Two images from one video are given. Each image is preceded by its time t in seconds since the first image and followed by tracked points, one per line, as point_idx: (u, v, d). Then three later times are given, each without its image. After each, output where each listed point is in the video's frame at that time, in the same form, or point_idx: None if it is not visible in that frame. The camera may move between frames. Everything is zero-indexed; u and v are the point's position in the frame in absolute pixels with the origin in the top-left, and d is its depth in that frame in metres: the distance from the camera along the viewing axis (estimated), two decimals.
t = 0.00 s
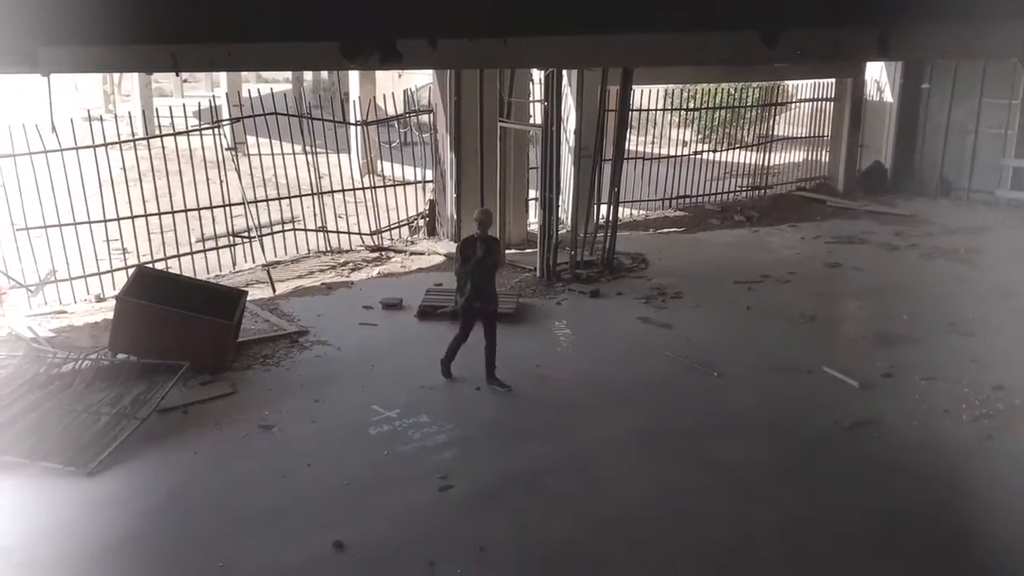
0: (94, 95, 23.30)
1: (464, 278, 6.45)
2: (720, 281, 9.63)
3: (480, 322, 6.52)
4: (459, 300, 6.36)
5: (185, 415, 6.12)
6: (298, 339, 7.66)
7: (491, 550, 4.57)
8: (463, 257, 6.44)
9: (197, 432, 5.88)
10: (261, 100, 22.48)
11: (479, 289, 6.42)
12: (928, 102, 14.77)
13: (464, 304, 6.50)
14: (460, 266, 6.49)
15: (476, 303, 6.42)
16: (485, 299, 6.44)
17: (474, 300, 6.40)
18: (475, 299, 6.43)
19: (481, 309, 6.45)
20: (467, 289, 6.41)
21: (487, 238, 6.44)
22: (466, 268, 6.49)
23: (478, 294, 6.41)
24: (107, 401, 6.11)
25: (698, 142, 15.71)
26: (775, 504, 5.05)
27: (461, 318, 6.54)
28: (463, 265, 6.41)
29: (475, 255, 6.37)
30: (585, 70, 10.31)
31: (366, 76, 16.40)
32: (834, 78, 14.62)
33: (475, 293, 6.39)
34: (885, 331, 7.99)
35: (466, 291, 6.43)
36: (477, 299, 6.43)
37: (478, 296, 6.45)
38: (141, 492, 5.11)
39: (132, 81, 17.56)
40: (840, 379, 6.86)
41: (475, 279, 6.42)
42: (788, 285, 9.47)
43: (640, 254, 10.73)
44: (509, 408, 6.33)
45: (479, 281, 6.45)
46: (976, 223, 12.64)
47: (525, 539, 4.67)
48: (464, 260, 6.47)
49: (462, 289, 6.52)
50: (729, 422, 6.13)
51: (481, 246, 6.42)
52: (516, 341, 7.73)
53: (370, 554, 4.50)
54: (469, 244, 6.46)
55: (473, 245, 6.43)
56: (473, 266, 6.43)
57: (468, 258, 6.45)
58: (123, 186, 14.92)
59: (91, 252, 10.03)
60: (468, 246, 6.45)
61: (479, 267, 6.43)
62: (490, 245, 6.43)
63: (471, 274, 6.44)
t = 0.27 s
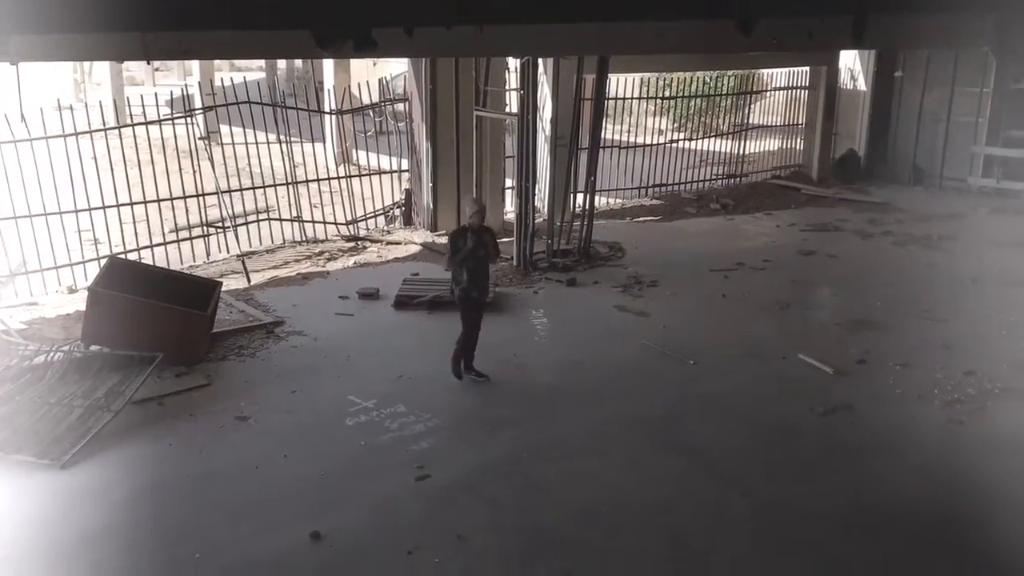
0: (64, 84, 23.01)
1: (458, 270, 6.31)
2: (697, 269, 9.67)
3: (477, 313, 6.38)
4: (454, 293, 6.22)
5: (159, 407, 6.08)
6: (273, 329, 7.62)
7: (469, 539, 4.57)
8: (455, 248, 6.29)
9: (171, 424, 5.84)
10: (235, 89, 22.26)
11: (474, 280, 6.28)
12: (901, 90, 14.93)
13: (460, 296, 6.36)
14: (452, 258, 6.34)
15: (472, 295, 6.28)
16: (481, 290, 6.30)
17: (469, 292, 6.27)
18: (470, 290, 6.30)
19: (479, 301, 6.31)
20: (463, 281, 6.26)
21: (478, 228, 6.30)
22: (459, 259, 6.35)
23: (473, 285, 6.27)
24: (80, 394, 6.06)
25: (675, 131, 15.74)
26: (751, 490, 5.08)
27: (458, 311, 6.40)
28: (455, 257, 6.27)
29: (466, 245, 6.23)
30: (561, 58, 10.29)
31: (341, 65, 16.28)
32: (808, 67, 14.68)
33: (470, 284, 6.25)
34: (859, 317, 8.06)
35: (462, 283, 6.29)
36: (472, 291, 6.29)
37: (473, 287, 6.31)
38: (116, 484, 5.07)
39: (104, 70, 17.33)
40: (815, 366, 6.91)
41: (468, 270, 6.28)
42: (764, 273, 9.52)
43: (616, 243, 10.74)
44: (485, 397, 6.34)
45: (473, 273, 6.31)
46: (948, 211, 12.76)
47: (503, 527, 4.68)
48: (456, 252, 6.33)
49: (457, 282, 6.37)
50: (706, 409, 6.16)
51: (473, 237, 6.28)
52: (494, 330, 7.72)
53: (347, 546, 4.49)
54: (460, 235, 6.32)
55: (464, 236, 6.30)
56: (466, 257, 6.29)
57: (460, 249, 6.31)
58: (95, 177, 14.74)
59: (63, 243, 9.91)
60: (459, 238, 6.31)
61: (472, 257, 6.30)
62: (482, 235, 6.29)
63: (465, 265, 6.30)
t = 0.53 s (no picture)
0: (27, 72, 22.62)
1: (447, 264, 6.27)
2: (669, 257, 9.71)
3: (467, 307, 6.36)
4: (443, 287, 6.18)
5: (129, 398, 6.02)
6: (245, 320, 7.56)
7: (444, 528, 4.58)
8: (445, 242, 6.23)
9: (142, 416, 5.79)
10: (204, 78, 21.98)
11: (463, 274, 6.25)
12: (870, 78, 15.12)
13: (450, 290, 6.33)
14: (442, 251, 6.28)
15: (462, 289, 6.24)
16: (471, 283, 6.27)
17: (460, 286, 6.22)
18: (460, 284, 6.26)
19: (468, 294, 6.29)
20: (452, 275, 6.24)
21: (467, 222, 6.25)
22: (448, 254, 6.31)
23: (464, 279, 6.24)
24: (48, 387, 6.00)
25: (647, 119, 15.76)
26: (723, 476, 5.13)
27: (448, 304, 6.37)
28: (445, 251, 6.22)
29: (457, 240, 6.18)
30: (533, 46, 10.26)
31: (312, 53, 16.13)
32: (779, 55, 14.76)
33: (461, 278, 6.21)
34: (830, 304, 8.13)
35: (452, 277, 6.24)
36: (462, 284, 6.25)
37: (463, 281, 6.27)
38: (86, 477, 5.02)
39: (69, 58, 17.05)
40: (787, 352, 6.97)
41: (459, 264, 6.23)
42: (736, 260, 9.58)
43: (589, 231, 10.76)
44: (459, 386, 6.34)
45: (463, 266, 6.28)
46: (916, 198, 12.90)
47: (478, 516, 4.69)
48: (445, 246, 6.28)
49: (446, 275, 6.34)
50: (678, 397, 6.20)
51: (461, 231, 6.23)
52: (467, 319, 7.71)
53: (321, 536, 4.48)
54: (449, 229, 6.26)
55: (454, 230, 6.24)
56: (456, 251, 6.24)
57: (450, 243, 6.26)
58: (61, 167, 14.51)
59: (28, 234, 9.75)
60: (448, 232, 6.26)
61: (461, 251, 6.26)
62: (471, 229, 6.24)
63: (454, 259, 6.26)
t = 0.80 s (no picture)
0: None
1: (443, 260, 6.19)
2: (641, 247, 9.74)
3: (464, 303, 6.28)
4: (440, 283, 6.10)
5: (97, 393, 5.95)
6: (215, 313, 7.50)
7: (417, 520, 4.57)
8: (443, 238, 6.15)
9: (111, 411, 5.73)
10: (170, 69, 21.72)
11: (460, 269, 6.19)
12: (838, 69, 15.23)
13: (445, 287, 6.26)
14: (437, 247, 6.19)
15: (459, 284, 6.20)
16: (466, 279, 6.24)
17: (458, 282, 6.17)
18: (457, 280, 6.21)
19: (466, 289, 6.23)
20: (450, 271, 6.17)
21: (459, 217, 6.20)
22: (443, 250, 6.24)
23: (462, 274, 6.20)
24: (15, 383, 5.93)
25: (618, 110, 15.78)
26: (694, 464, 5.16)
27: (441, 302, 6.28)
28: (443, 247, 6.14)
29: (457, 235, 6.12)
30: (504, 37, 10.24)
31: (280, 43, 15.99)
32: (749, 46, 14.82)
33: (459, 274, 6.16)
34: (799, 293, 8.20)
35: (449, 272, 6.18)
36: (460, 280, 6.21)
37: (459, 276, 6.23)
38: (54, 473, 4.97)
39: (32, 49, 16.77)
40: (757, 341, 7.02)
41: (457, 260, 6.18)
42: (707, 250, 9.64)
43: (561, 222, 10.77)
44: (431, 378, 6.33)
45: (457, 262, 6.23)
46: (884, 187, 13.03)
47: (451, 508, 4.69)
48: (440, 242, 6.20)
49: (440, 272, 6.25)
50: (650, 386, 6.23)
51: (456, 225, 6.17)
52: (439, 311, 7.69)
53: (294, 529, 4.47)
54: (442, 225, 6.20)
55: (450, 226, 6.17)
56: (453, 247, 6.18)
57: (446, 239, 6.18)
58: (25, 159, 14.28)
59: None
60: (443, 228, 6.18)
61: (455, 247, 6.20)
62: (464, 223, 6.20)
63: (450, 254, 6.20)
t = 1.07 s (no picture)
0: None
1: (437, 257, 6.10)
2: (613, 241, 9.77)
3: (453, 297, 6.27)
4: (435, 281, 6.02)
5: (65, 393, 5.87)
6: (185, 311, 7.43)
7: (391, 516, 4.56)
8: (437, 234, 6.03)
9: (80, 411, 5.66)
10: (138, 64, 21.50)
11: (452, 264, 6.15)
12: (808, 62, 15.33)
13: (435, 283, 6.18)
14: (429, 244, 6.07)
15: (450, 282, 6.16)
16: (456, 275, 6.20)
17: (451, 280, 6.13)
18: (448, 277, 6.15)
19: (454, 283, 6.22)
20: (444, 268, 6.10)
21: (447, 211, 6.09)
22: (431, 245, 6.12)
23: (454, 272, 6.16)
24: None
25: (589, 103, 15.81)
26: (667, 456, 5.19)
27: (430, 299, 6.20)
28: (438, 244, 6.03)
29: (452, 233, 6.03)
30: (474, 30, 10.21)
31: (250, 38, 15.87)
32: (719, 39, 14.89)
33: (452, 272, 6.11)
34: (770, 285, 8.26)
35: (442, 270, 6.11)
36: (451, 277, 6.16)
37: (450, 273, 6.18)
38: (21, 474, 4.90)
39: None
40: (729, 333, 7.06)
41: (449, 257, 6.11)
42: (679, 243, 9.68)
43: (534, 216, 10.77)
44: (404, 374, 6.31)
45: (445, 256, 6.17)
46: (853, 179, 13.15)
47: (425, 504, 4.67)
48: (433, 239, 6.07)
49: (430, 269, 6.15)
50: (623, 380, 6.25)
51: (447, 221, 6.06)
52: (412, 306, 7.67)
53: (265, 527, 4.43)
54: (434, 221, 6.05)
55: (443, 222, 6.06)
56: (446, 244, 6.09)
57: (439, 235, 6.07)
58: None
59: None
60: (436, 224, 6.04)
61: (446, 241, 6.11)
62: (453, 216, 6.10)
63: (441, 250, 6.11)
